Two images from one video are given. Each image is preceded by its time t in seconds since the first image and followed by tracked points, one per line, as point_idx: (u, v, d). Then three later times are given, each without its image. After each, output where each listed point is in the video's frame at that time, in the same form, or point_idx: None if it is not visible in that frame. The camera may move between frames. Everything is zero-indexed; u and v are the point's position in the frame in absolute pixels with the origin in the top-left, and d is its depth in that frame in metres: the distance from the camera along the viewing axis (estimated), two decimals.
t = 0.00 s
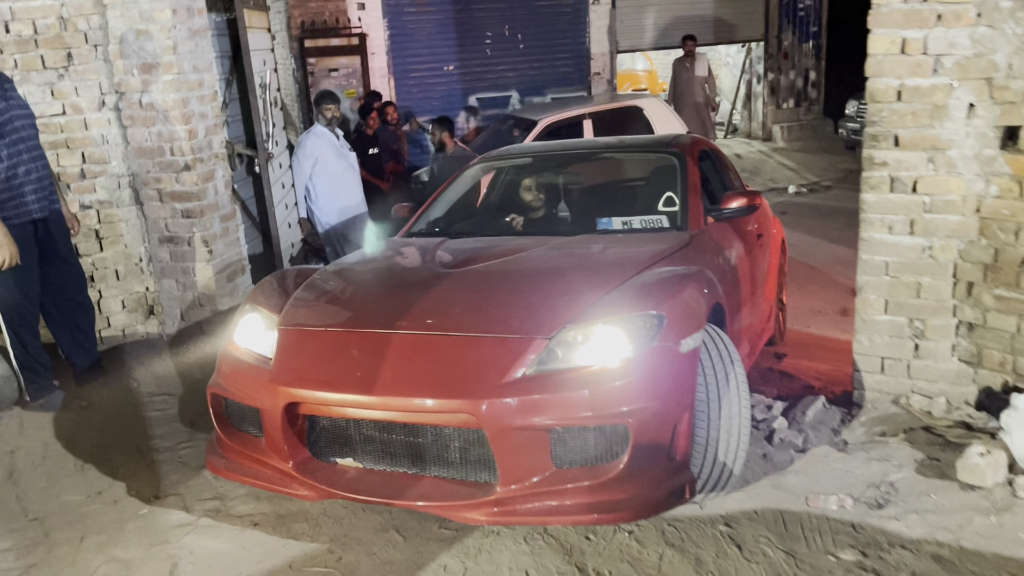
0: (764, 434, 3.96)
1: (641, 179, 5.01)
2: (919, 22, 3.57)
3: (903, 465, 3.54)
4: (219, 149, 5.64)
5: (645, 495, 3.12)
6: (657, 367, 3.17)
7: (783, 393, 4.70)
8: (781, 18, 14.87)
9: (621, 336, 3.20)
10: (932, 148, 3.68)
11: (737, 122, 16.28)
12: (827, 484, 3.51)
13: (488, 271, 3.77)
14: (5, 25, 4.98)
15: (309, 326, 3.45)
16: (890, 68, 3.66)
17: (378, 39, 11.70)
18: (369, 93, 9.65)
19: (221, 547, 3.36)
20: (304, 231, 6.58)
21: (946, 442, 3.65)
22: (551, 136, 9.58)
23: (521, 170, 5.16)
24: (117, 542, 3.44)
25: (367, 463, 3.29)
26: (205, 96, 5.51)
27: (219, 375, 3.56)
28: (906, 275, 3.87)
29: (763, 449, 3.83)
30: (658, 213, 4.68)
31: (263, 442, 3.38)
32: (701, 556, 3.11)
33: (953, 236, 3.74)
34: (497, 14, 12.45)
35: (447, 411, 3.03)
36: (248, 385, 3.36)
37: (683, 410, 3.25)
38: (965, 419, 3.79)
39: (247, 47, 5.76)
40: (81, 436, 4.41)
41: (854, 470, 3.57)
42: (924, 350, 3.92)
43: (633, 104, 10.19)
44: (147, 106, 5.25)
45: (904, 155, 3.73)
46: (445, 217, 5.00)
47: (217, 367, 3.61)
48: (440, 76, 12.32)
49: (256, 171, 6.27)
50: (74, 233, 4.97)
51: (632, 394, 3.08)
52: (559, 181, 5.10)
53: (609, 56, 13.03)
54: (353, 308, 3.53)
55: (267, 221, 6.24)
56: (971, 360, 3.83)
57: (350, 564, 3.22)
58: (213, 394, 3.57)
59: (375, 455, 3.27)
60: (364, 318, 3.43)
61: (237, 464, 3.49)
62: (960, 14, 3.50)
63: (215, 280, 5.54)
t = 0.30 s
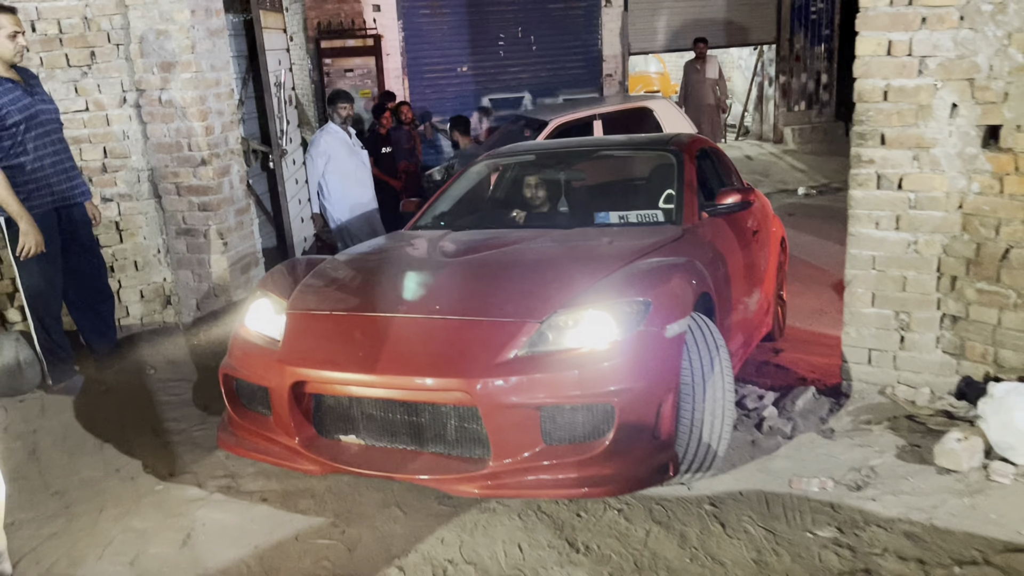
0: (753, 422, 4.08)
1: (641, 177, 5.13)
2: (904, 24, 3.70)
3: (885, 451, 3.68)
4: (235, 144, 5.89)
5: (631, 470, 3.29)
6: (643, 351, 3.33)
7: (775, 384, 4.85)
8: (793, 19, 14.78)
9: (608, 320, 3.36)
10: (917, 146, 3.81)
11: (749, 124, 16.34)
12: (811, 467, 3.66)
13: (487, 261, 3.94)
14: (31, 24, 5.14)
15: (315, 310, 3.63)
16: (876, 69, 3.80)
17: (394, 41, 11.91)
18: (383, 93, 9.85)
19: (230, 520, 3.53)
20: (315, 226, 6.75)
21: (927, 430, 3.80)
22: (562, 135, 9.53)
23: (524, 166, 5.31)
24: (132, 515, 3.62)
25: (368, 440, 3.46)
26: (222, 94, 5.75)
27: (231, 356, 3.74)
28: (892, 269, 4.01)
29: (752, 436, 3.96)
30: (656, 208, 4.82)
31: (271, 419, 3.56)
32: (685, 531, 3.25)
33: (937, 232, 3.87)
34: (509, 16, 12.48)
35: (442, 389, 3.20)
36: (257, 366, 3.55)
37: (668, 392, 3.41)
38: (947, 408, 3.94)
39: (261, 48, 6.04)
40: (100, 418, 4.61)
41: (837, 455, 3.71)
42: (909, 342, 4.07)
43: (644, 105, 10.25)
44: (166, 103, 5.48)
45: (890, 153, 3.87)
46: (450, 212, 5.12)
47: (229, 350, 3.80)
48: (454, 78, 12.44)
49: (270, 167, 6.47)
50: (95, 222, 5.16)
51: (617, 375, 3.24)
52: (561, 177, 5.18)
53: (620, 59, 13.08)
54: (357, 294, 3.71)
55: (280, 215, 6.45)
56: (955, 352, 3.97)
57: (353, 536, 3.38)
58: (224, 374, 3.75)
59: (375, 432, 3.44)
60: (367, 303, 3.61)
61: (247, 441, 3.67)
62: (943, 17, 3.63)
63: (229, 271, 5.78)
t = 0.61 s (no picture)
0: (747, 421, 4.17)
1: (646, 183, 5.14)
2: (894, 35, 3.81)
3: (873, 450, 3.78)
4: (251, 149, 6.08)
5: (625, 466, 3.32)
6: (637, 350, 3.38)
7: (773, 386, 4.95)
8: (810, 26, 14.58)
9: (602, 320, 3.41)
10: (907, 153, 3.91)
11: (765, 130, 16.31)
12: (800, 464, 3.76)
13: (489, 264, 4.00)
14: (58, 33, 5.39)
15: (322, 310, 3.70)
16: (867, 78, 3.91)
17: (411, 47, 11.79)
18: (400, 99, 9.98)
19: (239, 508, 3.69)
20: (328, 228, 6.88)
21: (914, 430, 3.90)
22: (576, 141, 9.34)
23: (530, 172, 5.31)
24: (146, 502, 3.79)
25: (371, 434, 3.53)
26: (239, 100, 5.95)
27: (241, 354, 3.83)
28: (884, 273, 4.10)
29: (744, 433, 4.05)
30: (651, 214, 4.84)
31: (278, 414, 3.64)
32: (674, 524, 3.37)
33: (927, 237, 3.97)
34: (525, 23, 12.55)
35: (441, 385, 3.26)
36: (265, 363, 3.63)
37: (660, 391, 3.45)
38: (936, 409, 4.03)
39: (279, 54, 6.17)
40: (118, 412, 4.79)
41: (825, 453, 3.82)
42: (900, 345, 4.16)
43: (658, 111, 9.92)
44: (186, 109, 5.68)
45: (881, 160, 3.98)
46: (457, 216, 5.17)
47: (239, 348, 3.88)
48: (470, 84, 12.38)
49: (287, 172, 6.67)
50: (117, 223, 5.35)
51: (612, 374, 3.29)
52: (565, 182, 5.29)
53: (636, 65, 13.26)
54: (363, 295, 3.79)
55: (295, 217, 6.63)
56: (945, 354, 4.07)
57: (355, 524, 3.53)
58: (234, 372, 3.84)
59: (377, 427, 3.51)
60: (371, 303, 3.68)
61: (254, 436, 3.75)
62: (932, 28, 3.74)
63: (245, 272, 5.97)
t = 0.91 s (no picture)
0: (737, 430, 4.17)
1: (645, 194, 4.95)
2: (881, 51, 3.87)
3: (860, 459, 3.81)
4: (254, 159, 6.18)
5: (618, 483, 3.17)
6: (631, 366, 3.22)
7: (766, 397, 4.98)
8: (815, 38, 14.34)
9: (594, 335, 3.24)
10: (894, 167, 3.96)
11: (771, 142, 16.19)
12: (786, 472, 3.78)
13: (486, 275, 3.81)
14: (65, 45, 5.49)
15: (315, 322, 3.54)
16: (855, 93, 3.96)
17: (418, 59, 11.82)
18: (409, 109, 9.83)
19: (232, 514, 3.75)
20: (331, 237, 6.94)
21: (901, 440, 3.93)
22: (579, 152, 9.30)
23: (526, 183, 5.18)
24: (142, 507, 3.86)
25: (363, 449, 3.38)
26: (242, 112, 6.05)
27: (234, 366, 3.67)
28: (873, 285, 4.14)
29: (734, 443, 4.06)
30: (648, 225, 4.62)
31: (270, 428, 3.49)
32: (659, 532, 3.39)
33: (914, 249, 4.02)
34: (532, 34, 12.61)
35: (433, 401, 3.11)
36: (257, 375, 3.47)
37: (654, 406, 3.29)
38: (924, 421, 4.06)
39: (281, 66, 6.28)
40: (117, 419, 4.85)
41: (812, 462, 3.84)
42: (889, 356, 4.19)
43: (662, 123, 9.80)
44: (189, 120, 5.78)
45: (869, 173, 4.02)
46: (452, 227, 5.06)
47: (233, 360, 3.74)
48: (476, 95, 12.45)
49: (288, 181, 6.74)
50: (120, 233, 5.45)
51: (606, 389, 3.13)
52: (562, 195, 5.12)
53: (642, 77, 13.31)
54: (357, 306, 3.63)
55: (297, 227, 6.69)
56: (933, 365, 4.10)
57: (346, 529, 3.59)
58: (228, 384, 3.69)
59: (370, 441, 3.36)
60: (365, 315, 3.52)
61: (245, 450, 3.61)
62: (918, 44, 3.79)
63: (246, 281, 6.05)
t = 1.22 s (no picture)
0: (729, 441, 4.17)
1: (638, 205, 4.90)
2: (870, 64, 3.91)
3: (850, 470, 3.82)
4: (251, 170, 6.22)
5: (619, 501, 3.00)
6: (628, 381, 3.04)
7: (760, 407, 4.99)
8: (814, 48, 14.27)
9: (591, 352, 3.07)
10: (884, 179, 4.00)
11: (770, 151, 16.17)
12: (777, 483, 3.79)
13: (482, 288, 3.65)
14: (64, 57, 5.55)
15: (306, 337, 3.36)
16: (844, 106, 3.99)
17: (417, 69, 11.86)
18: (409, 119, 9.84)
19: (226, 523, 3.77)
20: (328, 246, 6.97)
21: (890, 451, 3.95)
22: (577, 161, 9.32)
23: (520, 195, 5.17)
24: (137, 516, 3.88)
25: (357, 466, 3.19)
26: (239, 123, 6.09)
27: (225, 382, 3.49)
28: (863, 296, 4.17)
29: (726, 453, 4.05)
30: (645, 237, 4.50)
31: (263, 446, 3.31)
32: (648, 542, 3.38)
33: (904, 261, 4.04)
34: (532, 45, 12.69)
35: (427, 419, 2.93)
36: (248, 392, 3.30)
37: (652, 422, 3.12)
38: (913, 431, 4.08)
39: (279, 78, 6.37)
40: (113, 428, 4.87)
41: (802, 472, 3.85)
42: (880, 367, 4.21)
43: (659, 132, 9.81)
44: (187, 131, 5.83)
45: (858, 185, 4.06)
46: (446, 238, 5.06)
47: (223, 376, 3.56)
48: (476, 104, 12.48)
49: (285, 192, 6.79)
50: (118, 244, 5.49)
51: (603, 406, 2.96)
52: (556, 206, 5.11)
53: (641, 86, 13.35)
54: (349, 320, 3.45)
55: (295, 237, 6.77)
56: (923, 377, 4.13)
57: (337, 539, 3.60)
58: (218, 400, 3.52)
59: (363, 459, 3.17)
60: (357, 330, 3.34)
61: (239, 467, 3.45)
62: (906, 58, 3.83)
63: (242, 290, 6.09)
